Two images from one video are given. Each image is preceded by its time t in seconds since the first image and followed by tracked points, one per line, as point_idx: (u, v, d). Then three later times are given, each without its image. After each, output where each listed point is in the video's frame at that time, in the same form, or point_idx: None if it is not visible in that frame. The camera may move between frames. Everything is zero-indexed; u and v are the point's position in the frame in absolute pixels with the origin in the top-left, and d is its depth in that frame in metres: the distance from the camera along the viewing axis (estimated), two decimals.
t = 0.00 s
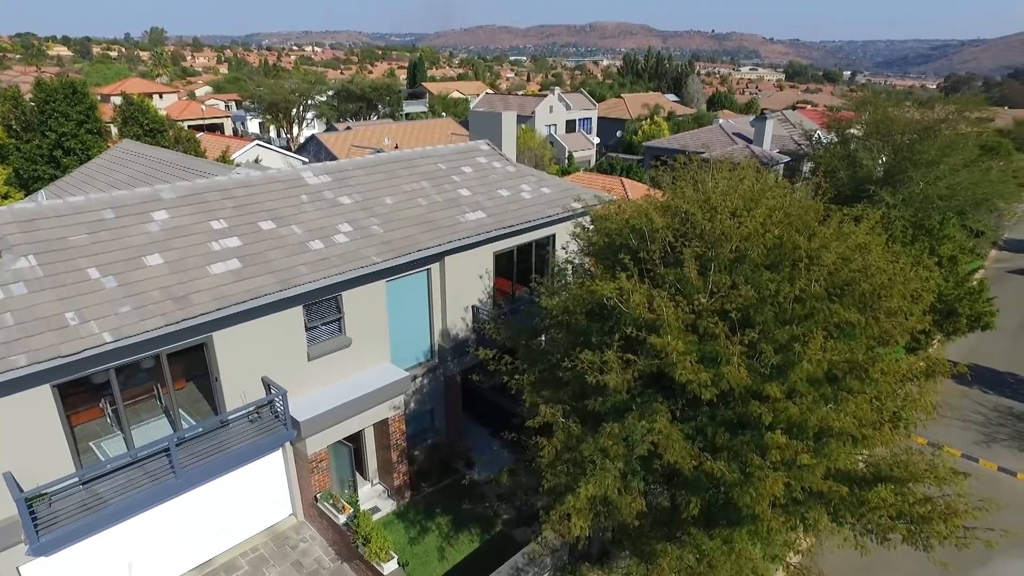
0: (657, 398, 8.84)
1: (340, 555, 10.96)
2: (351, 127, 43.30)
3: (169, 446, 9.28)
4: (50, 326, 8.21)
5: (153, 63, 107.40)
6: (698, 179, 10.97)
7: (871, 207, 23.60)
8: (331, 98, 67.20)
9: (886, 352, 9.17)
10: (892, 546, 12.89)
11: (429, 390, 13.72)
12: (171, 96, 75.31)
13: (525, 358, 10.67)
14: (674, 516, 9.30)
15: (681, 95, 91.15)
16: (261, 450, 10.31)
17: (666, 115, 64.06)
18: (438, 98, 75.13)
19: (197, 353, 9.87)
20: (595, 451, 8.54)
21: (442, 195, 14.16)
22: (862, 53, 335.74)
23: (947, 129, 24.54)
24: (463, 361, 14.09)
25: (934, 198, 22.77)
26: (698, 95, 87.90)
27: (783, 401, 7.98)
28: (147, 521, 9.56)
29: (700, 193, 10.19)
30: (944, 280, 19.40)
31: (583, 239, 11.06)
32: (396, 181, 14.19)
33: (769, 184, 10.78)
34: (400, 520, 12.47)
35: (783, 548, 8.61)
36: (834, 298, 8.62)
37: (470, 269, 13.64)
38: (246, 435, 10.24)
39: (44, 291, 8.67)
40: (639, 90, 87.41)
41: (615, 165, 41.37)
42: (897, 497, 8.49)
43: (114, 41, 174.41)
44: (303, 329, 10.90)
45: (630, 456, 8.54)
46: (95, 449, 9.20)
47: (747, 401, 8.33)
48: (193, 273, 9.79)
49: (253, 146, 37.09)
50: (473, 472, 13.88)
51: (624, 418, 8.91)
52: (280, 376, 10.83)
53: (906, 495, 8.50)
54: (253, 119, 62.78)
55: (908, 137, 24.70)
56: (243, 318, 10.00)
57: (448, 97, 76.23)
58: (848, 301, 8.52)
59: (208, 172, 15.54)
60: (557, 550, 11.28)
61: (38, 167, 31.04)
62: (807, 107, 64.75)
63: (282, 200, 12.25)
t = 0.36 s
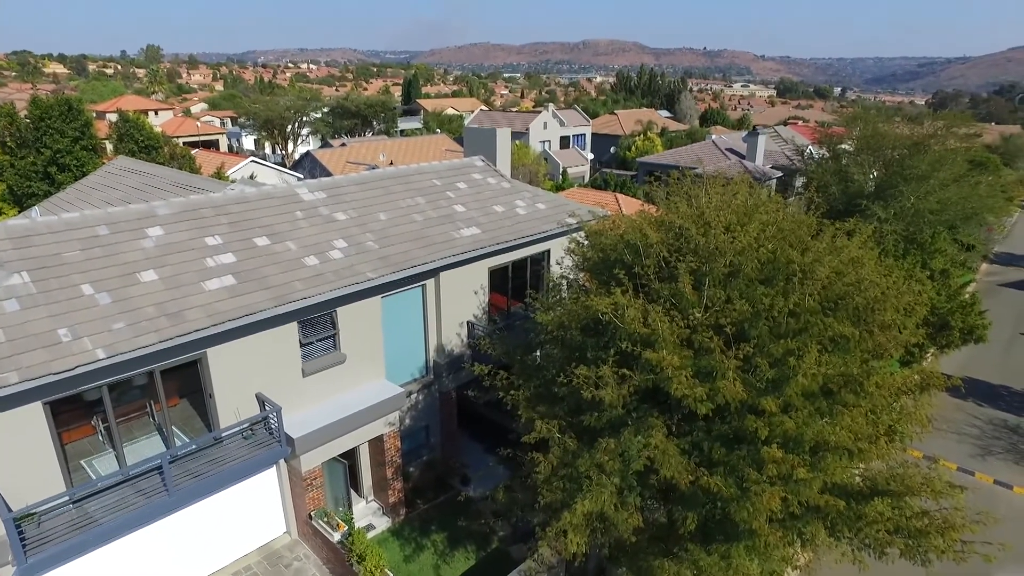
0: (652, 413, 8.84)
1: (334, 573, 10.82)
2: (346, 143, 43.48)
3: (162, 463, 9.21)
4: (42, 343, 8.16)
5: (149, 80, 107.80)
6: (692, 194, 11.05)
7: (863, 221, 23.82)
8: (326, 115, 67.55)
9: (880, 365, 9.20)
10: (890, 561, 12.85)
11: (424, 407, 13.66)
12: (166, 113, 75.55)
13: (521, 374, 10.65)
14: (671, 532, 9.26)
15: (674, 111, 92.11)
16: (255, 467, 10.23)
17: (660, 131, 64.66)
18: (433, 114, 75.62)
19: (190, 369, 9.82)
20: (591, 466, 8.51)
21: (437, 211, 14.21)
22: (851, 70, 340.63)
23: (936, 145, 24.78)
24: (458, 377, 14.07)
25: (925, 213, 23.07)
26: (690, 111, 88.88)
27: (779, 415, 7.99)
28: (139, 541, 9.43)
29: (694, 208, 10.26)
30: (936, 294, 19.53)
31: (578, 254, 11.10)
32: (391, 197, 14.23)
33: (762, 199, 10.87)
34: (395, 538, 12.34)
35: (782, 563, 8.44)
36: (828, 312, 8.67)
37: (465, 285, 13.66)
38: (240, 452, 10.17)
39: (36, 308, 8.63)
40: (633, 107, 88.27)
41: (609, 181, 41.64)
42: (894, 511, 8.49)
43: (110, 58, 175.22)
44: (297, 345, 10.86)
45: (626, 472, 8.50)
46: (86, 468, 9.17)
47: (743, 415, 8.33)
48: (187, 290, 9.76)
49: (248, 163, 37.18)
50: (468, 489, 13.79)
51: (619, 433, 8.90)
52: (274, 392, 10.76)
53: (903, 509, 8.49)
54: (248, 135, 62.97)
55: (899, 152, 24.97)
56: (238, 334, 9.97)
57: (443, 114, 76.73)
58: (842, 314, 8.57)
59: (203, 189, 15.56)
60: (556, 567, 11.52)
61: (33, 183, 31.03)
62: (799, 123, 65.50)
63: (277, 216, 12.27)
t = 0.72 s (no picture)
0: (648, 427, 8.84)
1: None
2: (341, 160, 43.62)
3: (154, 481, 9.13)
4: (35, 360, 8.10)
5: (143, 97, 108.14)
6: (685, 209, 11.14)
7: (856, 236, 24.01)
8: (321, 132, 67.83)
9: (875, 379, 9.25)
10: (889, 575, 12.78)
11: (420, 423, 13.60)
12: (161, 130, 75.70)
13: (516, 389, 10.63)
14: (669, 547, 9.21)
15: (667, 127, 93.03)
16: (249, 485, 10.10)
17: (653, 147, 65.23)
18: (427, 131, 76.09)
19: (184, 386, 9.77)
20: (588, 482, 8.47)
21: (432, 227, 14.26)
22: (841, 86, 345.32)
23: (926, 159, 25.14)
24: (454, 393, 14.02)
25: (917, 227, 23.32)
26: (683, 127, 89.83)
27: (775, 429, 8.00)
28: (131, 561, 9.32)
29: (688, 223, 10.33)
30: (929, 307, 19.65)
31: (572, 269, 11.15)
32: (386, 214, 14.28)
33: (755, 214, 10.96)
34: (391, 555, 12.21)
35: None
36: (822, 326, 8.73)
37: (460, 301, 13.67)
38: (234, 470, 10.10)
39: (29, 325, 8.58)
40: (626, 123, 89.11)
41: (604, 197, 41.88)
42: (891, 525, 8.48)
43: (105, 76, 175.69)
44: (292, 362, 10.83)
45: (623, 487, 8.47)
46: (78, 486, 9.08)
47: (740, 429, 8.34)
48: (182, 306, 9.74)
49: (243, 179, 37.24)
50: (464, 505, 13.70)
51: (616, 448, 8.89)
52: (269, 409, 10.70)
53: (900, 522, 8.48)
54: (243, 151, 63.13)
55: (890, 166, 25.24)
56: (232, 351, 9.92)
57: (437, 130, 77.21)
58: (836, 328, 8.63)
59: (198, 205, 15.56)
60: None
61: (26, 200, 30.97)
62: (790, 139, 66.26)
63: (272, 233, 12.28)
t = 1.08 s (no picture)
0: (644, 442, 8.83)
1: None
2: (336, 176, 43.77)
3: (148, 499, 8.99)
4: (27, 377, 8.05)
5: (139, 114, 108.50)
6: (679, 224, 11.22)
7: (848, 250, 24.18)
8: (316, 148, 68.10)
9: (870, 392, 9.28)
10: None
11: (415, 439, 13.53)
12: (156, 146, 75.83)
13: (512, 405, 10.61)
14: (665, 563, 9.15)
15: (661, 142, 93.86)
16: (242, 504, 10.04)
17: (647, 162, 65.74)
18: (422, 148, 76.48)
19: (178, 403, 9.72)
20: (584, 497, 8.43)
21: (427, 243, 14.31)
22: (831, 102, 349.53)
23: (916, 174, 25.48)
24: (449, 409, 13.96)
25: (908, 241, 23.48)
26: (676, 144, 90.70)
27: (770, 443, 8.00)
28: None
29: (682, 238, 10.40)
30: (921, 320, 19.76)
31: (567, 285, 11.19)
32: (381, 230, 14.33)
33: (749, 229, 11.04)
34: (386, 573, 12.09)
35: None
36: (817, 339, 8.79)
37: (455, 316, 13.68)
38: (227, 488, 9.99)
39: (22, 342, 8.54)
40: (620, 139, 89.87)
41: (598, 212, 42.11)
42: (888, 538, 8.49)
43: (101, 94, 176.29)
44: (287, 378, 10.79)
45: (619, 502, 8.43)
46: (69, 505, 8.97)
47: (736, 444, 8.34)
48: (176, 322, 9.72)
49: (238, 196, 37.31)
50: (460, 522, 13.59)
51: (612, 463, 8.86)
52: (263, 426, 10.63)
53: (897, 536, 8.49)
54: (238, 168, 63.26)
55: (881, 181, 25.49)
56: (226, 367, 9.89)
57: (432, 147, 77.63)
58: (830, 342, 8.69)
59: (193, 222, 15.59)
60: None
61: (20, 217, 30.93)
62: (782, 155, 66.92)
63: (267, 249, 12.30)
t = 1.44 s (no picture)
0: (640, 457, 8.81)
1: None
2: (331, 192, 43.88)
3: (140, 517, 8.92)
4: (20, 395, 7.99)
5: (135, 131, 108.82)
6: (673, 239, 11.31)
7: (841, 264, 24.35)
8: (311, 165, 68.30)
9: (864, 405, 9.32)
10: None
11: (410, 455, 13.46)
12: (151, 163, 75.91)
13: (507, 421, 10.58)
14: None
15: (654, 158, 94.72)
16: (237, 520, 9.89)
17: (641, 178, 66.19)
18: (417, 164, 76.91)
19: (171, 420, 9.68)
20: (580, 513, 8.39)
21: (422, 259, 14.35)
22: (823, 118, 353.53)
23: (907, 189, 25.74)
24: (444, 425, 13.92)
25: (900, 255, 23.66)
26: (670, 160, 91.46)
27: (766, 457, 8.00)
28: None
29: (676, 253, 10.48)
30: (915, 334, 19.86)
31: (562, 300, 11.22)
32: (376, 246, 14.37)
33: (742, 244, 11.13)
34: None
35: None
36: (811, 353, 8.85)
37: (451, 332, 13.68)
38: (222, 505, 9.88)
39: (15, 359, 8.50)
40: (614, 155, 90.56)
41: (593, 228, 42.31)
42: (886, 552, 8.45)
43: (97, 110, 176.73)
44: (282, 394, 10.76)
45: (615, 518, 8.40)
46: (59, 524, 8.86)
47: (731, 458, 8.32)
48: (171, 339, 9.70)
49: (233, 212, 37.35)
50: (455, 539, 13.48)
51: (607, 478, 8.83)
52: (258, 443, 10.56)
53: (894, 550, 8.46)
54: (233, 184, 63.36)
55: (872, 196, 25.75)
56: (220, 384, 9.85)
57: (427, 163, 78.00)
58: (824, 355, 8.75)
59: (188, 238, 15.60)
60: None
61: (15, 233, 30.85)
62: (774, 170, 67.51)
63: (262, 265, 12.32)
